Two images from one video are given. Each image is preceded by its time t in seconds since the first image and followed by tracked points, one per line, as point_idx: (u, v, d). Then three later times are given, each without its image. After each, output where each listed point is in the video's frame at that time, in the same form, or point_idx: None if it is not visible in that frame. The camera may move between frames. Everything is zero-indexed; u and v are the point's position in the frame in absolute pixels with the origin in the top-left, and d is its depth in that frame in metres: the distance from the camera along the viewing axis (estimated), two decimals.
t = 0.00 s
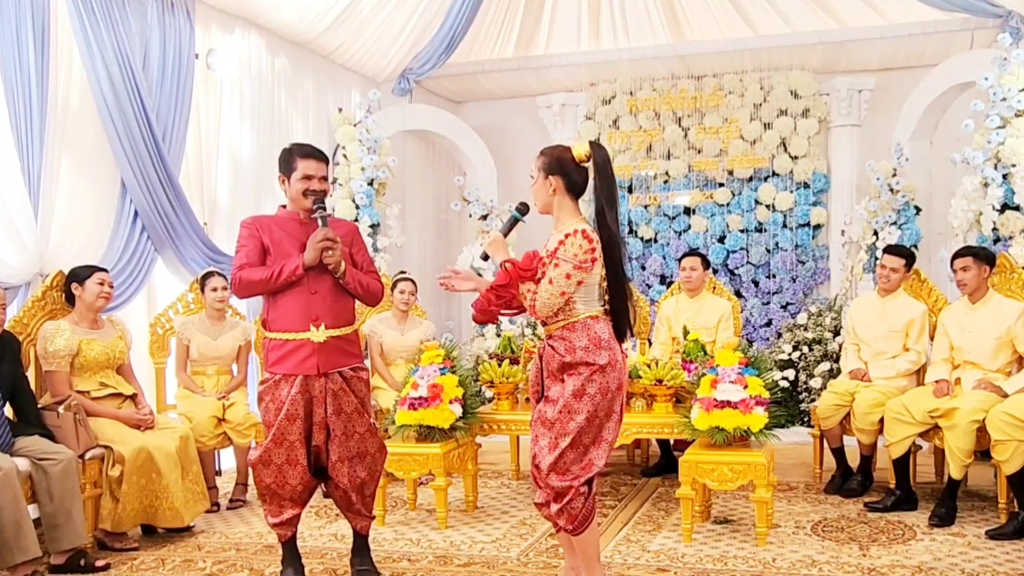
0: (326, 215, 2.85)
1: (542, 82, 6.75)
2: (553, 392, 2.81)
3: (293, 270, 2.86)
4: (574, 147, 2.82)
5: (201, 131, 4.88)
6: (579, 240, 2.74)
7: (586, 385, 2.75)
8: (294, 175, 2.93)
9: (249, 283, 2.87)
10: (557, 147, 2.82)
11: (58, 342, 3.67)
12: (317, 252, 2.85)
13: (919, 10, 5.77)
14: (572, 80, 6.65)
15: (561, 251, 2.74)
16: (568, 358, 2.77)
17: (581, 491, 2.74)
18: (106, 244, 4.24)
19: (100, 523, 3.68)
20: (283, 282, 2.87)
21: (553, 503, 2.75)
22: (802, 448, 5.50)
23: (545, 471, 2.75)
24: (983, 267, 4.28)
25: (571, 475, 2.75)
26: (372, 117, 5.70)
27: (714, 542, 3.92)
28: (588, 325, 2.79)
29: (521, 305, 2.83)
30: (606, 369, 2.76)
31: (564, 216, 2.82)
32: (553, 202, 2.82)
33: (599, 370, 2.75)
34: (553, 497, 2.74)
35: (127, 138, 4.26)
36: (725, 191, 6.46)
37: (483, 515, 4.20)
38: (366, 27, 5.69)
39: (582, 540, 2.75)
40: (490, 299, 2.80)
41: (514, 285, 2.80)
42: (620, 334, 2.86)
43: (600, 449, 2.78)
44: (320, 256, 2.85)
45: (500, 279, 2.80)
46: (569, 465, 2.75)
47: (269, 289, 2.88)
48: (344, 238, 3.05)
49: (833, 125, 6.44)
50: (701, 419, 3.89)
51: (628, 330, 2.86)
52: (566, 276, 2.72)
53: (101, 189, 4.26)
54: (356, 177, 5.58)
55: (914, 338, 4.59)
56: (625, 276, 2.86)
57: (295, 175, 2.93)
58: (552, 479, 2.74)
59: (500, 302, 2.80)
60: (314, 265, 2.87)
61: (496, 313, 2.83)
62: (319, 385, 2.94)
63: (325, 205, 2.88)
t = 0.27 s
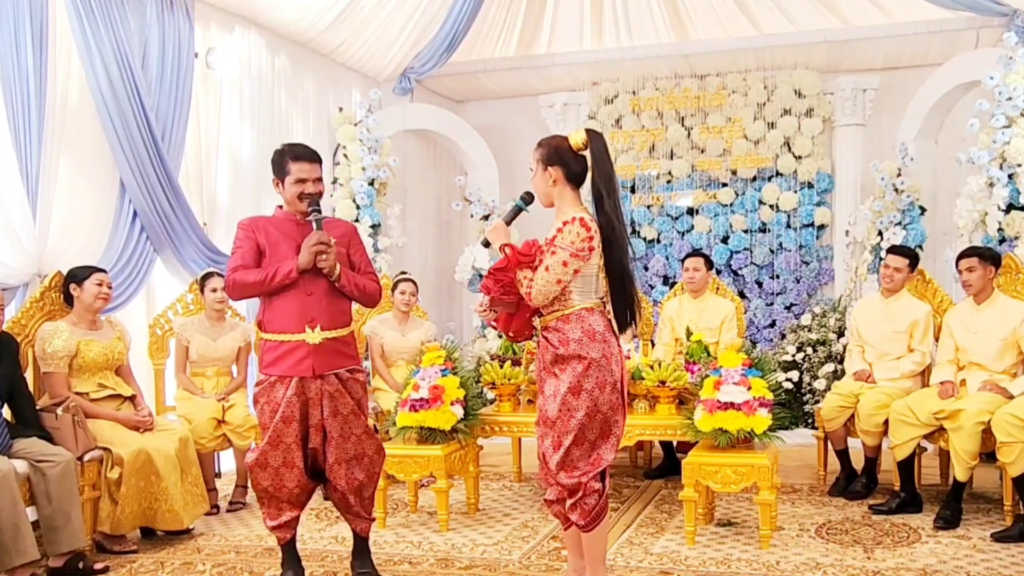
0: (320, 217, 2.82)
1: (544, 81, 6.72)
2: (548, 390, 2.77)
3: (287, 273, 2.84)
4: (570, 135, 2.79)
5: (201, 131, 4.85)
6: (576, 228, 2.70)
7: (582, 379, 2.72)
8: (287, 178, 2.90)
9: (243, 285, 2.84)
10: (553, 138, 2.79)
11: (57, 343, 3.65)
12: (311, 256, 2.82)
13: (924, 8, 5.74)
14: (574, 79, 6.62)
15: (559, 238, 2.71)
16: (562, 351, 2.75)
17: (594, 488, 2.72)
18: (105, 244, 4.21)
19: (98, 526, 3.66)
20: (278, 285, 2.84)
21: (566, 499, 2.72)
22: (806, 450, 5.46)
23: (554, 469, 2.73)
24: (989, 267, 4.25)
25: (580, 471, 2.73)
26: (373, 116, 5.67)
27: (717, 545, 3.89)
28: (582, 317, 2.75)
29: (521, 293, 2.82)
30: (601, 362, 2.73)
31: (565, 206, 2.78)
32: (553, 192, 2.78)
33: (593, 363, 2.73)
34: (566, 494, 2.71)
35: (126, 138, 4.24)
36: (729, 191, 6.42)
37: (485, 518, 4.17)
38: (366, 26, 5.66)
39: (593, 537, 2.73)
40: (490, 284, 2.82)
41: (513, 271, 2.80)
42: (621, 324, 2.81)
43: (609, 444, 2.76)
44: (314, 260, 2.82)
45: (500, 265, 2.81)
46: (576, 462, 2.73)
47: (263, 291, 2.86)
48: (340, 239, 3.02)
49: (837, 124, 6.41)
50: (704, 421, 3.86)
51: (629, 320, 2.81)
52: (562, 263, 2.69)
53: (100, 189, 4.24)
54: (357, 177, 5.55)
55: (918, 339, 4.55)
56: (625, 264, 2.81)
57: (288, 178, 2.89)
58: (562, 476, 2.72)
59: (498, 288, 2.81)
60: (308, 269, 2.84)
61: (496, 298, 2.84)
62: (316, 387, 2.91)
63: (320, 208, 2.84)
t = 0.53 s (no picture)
0: (308, 224, 2.77)
1: (546, 81, 6.69)
2: (542, 393, 2.74)
3: (277, 281, 2.80)
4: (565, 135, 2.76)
5: (200, 130, 4.83)
6: (582, 229, 2.68)
7: (576, 381, 2.70)
8: (275, 180, 2.86)
9: (235, 293, 2.82)
10: (549, 140, 2.75)
11: (55, 344, 3.62)
12: (300, 265, 2.77)
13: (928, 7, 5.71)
14: (577, 78, 6.59)
15: (565, 238, 2.69)
16: (554, 353, 2.72)
17: (603, 488, 2.69)
18: (103, 244, 4.19)
19: (97, 529, 3.63)
20: (268, 293, 2.81)
21: (574, 499, 2.70)
22: (810, 452, 5.43)
23: (559, 470, 2.70)
24: (994, 268, 4.21)
25: (586, 471, 2.70)
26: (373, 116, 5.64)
27: (720, 547, 3.85)
28: (576, 318, 2.72)
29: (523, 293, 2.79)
30: (595, 363, 2.70)
31: (569, 207, 2.76)
32: (559, 195, 2.75)
33: (587, 364, 2.70)
34: (574, 494, 2.69)
35: (124, 137, 4.21)
36: (732, 191, 6.39)
37: (486, 520, 4.13)
38: (367, 24, 5.63)
39: (601, 538, 2.69)
40: (492, 282, 2.80)
41: (517, 270, 2.77)
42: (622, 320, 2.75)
43: (613, 444, 2.73)
44: (303, 268, 2.77)
45: (503, 264, 2.79)
46: (582, 462, 2.70)
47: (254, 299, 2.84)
48: (334, 240, 2.97)
49: (841, 124, 6.38)
50: (708, 423, 3.82)
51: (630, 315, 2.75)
52: (568, 263, 2.67)
53: (99, 189, 4.21)
54: (358, 177, 5.52)
55: (923, 340, 4.51)
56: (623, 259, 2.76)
57: (276, 179, 2.86)
58: (567, 477, 2.69)
59: (500, 287, 2.79)
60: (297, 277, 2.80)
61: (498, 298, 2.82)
62: (312, 388, 2.87)
63: (308, 213, 2.79)
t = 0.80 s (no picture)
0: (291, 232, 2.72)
1: (548, 80, 6.66)
2: (540, 394, 2.71)
3: (264, 289, 2.77)
4: (574, 135, 2.73)
5: (200, 130, 4.80)
6: (587, 229, 2.65)
7: (575, 382, 2.66)
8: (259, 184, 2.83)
9: (224, 300, 2.81)
10: (558, 140, 2.73)
11: (53, 345, 3.59)
12: (284, 274, 2.73)
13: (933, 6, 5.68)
14: (579, 77, 6.56)
15: (569, 238, 2.66)
16: (553, 354, 2.69)
17: (607, 489, 2.66)
18: (102, 245, 4.16)
19: (96, 531, 3.60)
20: (257, 300, 2.79)
21: (575, 502, 2.68)
22: (814, 454, 5.40)
23: (561, 470, 2.67)
24: (1000, 268, 4.18)
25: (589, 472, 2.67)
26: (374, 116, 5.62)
27: (724, 550, 3.82)
28: (575, 319, 2.69)
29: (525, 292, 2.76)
30: (594, 364, 2.67)
31: (574, 208, 2.72)
32: (566, 195, 2.72)
33: (586, 365, 2.67)
34: (575, 496, 2.67)
35: (123, 137, 4.19)
36: (736, 191, 6.36)
37: (488, 523, 4.10)
38: (367, 23, 5.61)
39: (604, 539, 2.66)
40: (494, 282, 2.77)
41: (519, 270, 2.74)
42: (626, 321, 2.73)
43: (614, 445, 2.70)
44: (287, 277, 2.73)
45: (506, 263, 2.76)
46: (584, 462, 2.67)
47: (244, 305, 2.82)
48: (326, 241, 2.92)
49: (846, 123, 6.34)
50: (711, 425, 3.79)
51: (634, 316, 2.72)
52: (572, 264, 2.63)
53: (97, 189, 4.19)
54: (359, 177, 5.49)
55: (929, 341, 4.46)
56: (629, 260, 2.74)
57: (261, 184, 2.82)
58: (569, 478, 2.66)
59: (502, 287, 2.77)
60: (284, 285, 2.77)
61: (501, 297, 2.79)
62: (305, 390, 2.84)
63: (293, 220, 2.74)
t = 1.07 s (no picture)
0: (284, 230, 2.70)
1: (550, 79, 6.62)
2: (542, 395, 2.67)
3: (254, 286, 2.76)
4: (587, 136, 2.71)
5: (200, 129, 4.78)
6: (590, 226, 2.63)
7: (578, 383, 2.63)
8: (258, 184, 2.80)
9: (217, 296, 2.80)
10: (571, 138, 2.69)
11: (51, 347, 3.56)
12: (274, 272, 2.71)
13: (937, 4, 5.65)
14: (581, 76, 6.53)
15: (572, 235, 2.63)
16: (556, 354, 2.65)
17: (609, 491, 2.63)
18: (101, 245, 4.14)
19: (95, 534, 3.57)
20: (247, 297, 2.77)
21: (576, 505, 2.65)
22: (819, 456, 5.36)
23: (563, 472, 2.64)
24: (1005, 269, 4.15)
25: (591, 473, 2.64)
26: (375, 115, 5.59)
27: (727, 553, 3.79)
28: (579, 319, 2.66)
29: (526, 291, 2.71)
30: (597, 365, 2.64)
31: (576, 207, 2.69)
32: (572, 194, 2.68)
33: (589, 366, 2.63)
34: (576, 498, 2.64)
35: (122, 137, 4.17)
36: (739, 191, 6.32)
37: (490, 525, 4.07)
38: (368, 22, 5.59)
39: (606, 542, 2.63)
40: (495, 281, 2.70)
41: (521, 268, 2.68)
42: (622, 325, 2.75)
43: (617, 447, 2.67)
44: (277, 275, 2.71)
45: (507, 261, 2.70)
46: (587, 464, 2.64)
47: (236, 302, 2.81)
48: (323, 242, 2.89)
49: (850, 122, 6.31)
50: (714, 427, 3.75)
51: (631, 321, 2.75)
52: (576, 261, 2.60)
53: (96, 189, 4.16)
54: (359, 177, 5.46)
55: (935, 341, 4.42)
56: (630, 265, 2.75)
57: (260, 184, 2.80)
58: (571, 480, 2.63)
59: (504, 285, 2.69)
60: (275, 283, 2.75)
61: (501, 296, 2.72)
62: (294, 392, 2.81)
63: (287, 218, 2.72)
